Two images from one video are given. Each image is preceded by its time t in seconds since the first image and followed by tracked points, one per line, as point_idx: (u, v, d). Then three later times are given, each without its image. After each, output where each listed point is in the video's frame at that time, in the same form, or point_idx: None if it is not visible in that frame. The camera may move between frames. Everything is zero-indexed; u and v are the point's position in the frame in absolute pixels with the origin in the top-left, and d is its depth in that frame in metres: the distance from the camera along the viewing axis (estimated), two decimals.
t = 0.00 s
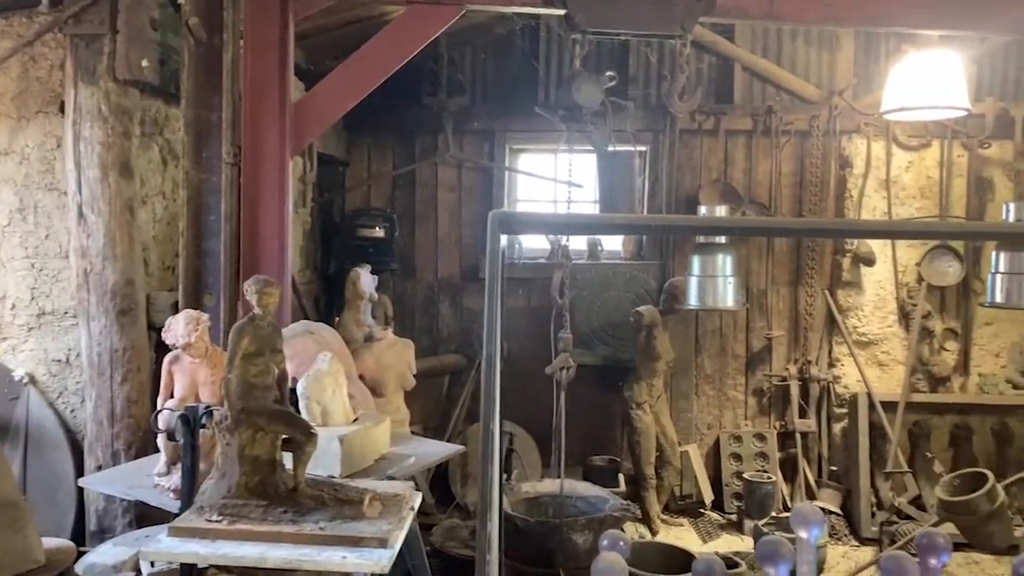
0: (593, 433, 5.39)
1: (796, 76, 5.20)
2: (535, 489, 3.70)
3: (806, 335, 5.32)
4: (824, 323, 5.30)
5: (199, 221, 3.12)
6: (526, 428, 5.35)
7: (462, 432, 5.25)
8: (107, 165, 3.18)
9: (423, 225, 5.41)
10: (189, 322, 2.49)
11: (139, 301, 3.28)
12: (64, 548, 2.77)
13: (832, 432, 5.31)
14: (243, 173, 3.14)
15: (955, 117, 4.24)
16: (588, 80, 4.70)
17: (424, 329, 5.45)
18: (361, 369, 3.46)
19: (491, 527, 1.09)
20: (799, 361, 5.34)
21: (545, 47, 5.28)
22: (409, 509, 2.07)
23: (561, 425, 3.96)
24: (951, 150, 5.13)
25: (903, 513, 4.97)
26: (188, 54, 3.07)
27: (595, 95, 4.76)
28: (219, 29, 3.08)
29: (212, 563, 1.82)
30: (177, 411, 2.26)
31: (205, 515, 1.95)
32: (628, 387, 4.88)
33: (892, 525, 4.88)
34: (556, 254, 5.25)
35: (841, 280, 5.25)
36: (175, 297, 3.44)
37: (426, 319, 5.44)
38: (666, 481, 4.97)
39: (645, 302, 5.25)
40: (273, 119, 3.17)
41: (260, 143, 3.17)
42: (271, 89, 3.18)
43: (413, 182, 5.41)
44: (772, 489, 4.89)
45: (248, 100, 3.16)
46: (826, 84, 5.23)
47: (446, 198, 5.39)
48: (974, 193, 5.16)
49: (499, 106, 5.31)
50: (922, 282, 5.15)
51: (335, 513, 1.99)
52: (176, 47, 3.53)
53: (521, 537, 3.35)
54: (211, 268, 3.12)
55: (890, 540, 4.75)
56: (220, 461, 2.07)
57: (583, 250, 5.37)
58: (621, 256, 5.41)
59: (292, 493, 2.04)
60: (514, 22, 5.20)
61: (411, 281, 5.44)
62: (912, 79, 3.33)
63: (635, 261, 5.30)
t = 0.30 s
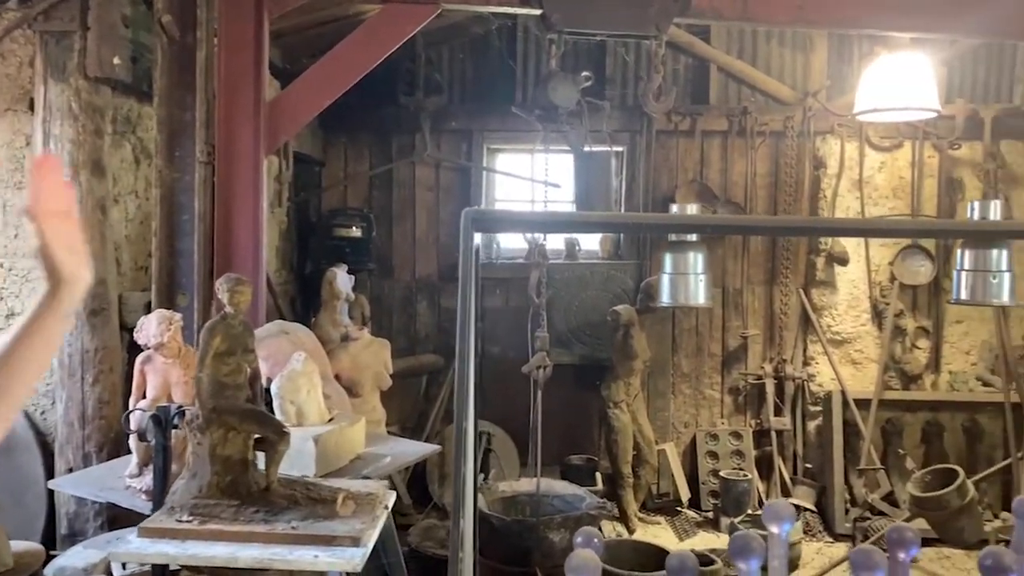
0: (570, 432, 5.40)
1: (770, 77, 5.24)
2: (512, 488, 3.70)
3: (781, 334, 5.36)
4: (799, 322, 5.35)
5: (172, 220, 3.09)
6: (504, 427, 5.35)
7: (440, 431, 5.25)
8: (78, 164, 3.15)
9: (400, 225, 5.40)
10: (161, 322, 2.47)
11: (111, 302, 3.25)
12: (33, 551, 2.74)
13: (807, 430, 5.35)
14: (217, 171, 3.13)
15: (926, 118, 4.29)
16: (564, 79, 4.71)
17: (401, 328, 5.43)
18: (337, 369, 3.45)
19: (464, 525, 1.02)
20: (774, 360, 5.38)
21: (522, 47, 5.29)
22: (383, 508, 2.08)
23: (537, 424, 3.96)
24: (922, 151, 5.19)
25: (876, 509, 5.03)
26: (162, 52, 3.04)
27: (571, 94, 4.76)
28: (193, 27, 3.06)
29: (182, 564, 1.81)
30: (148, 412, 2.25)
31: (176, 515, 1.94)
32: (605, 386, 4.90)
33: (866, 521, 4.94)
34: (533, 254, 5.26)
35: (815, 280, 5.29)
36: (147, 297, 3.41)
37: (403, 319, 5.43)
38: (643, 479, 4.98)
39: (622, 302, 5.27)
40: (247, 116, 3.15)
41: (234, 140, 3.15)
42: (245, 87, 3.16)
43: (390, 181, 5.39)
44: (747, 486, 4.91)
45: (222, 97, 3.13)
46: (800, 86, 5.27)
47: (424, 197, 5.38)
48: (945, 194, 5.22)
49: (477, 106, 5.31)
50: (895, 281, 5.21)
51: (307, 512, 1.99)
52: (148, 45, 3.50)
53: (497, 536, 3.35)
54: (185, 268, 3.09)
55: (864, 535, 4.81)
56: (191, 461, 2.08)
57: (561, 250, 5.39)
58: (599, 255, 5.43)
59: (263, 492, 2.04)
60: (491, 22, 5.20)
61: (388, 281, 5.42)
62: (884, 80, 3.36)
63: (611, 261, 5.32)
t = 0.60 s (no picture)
0: (554, 429, 5.41)
1: (752, 75, 5.26)
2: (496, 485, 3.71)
3: (763, 330, 5.40)
4: (780, 318, 5.38)
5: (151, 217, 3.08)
6: (487, 425, 5.35)
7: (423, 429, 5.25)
8: (55, 161, 3.13)
9: (383, 223, 5.39)
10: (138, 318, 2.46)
11: (89, 300, 3.23)
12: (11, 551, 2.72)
13: (789, 425, 5.38)
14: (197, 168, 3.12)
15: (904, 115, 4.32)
16: (546, 76, 4.71)
17: (384, 326, 5.42)
18: (319, 367, 3.43)
19: (438, 520, 1.02)
20: (755, 356, 5.42)
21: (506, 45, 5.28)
22: (360, 504, 2.07)
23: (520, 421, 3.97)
24: (902, 148, 5.23)
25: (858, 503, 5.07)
26: (139, 49, 2.99)
27: (553, 92, 4.76)
28: (171, 24, 3.00)
29: (155, 560, 1.80)
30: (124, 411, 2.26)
31: (150, 511, 1.94)
32: (589, 383, 4.91)
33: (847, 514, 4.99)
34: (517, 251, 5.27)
35: (797, 276, 5.32)
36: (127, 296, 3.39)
37: (387, 317, 5.42)
38: (626, 475, 5.00)
39: (606, 299, 5.27)
40: (227, 113, 3.14)
41: (213, 137, 3.13)
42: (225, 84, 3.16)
43: (374, 179, 5.38)
44: (730, 482, 4.93)
45: (201, 95, 3.12)
46: (782, 84, 5.29)
47: (407, 195, 5.38)
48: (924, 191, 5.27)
49: (460, 104, 5.31)
50: (875, 277, 5.25)
51: (284, 508, 1.99)
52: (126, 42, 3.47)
53: (479, 532, 3.35)
54: (164, 266, 3.06)
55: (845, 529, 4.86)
56: (167, 458, 2.09)
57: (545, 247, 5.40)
58: (582, 253, 5.45)
59: (239, 489, 2.06)
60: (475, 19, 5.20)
61: (372, 279, 5.41)
62: (864, 79, 3.38)
63: (595, 258, 5.34)
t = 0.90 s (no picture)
0: (536, 428, 5.42)
1: (733, 75, 5.29)
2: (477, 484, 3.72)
3: (744, 329, 5.43)
4: (761, 317, 5.42)
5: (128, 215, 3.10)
6: (470, 424, 5.35)
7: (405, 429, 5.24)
8: (30, 160, 3.11)
9: (366, 222, 5.37)
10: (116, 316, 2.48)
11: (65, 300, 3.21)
12: None
13: (770, 423, 5.41)
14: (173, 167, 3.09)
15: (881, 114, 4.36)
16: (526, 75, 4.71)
17: (366, 326, 5.41)
18: (297, 366, 3.42)
19: (405, 517, 1.02)
20: (736, 354, 5.45)
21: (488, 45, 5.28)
22: (330, 502, 2.11)
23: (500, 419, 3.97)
24: (881, 148, 5.27)
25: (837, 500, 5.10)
26: (115, 46, 3.06)
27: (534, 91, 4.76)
28: (148, 22, 3.09)
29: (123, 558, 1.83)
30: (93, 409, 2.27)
31: (119, 510, 1.97)
32: (571, 382, 4.92)
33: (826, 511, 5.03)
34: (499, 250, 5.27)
35: (777, 275, 5.35)
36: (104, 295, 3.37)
37: (369, 316, 5.41)
38: (608, 474, 5.03)
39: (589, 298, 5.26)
40: (204, 112, 3.11)
41: (190, 136, 3.10)
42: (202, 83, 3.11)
43: (356, 178, 5.37)
44: (711, 479, 4.95)
45: (178, 94, 3.09)
46: (763, 83, 5.32)
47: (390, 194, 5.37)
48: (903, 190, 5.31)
49: (443, 103, 5.31)
50: (855, 275, 5.29)
51: (252, 506, 2.02)
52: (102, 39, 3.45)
53: (459, 531, 3.35)
54: (141, 264, 3.11)
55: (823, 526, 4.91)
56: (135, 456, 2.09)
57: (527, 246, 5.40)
58: (565, 252, 5.46)
59: (208, 487, 2.08)
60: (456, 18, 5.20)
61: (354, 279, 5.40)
62: (841, 79, 3.41)
63: (577, 257, 5.35)
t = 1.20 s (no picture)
0: (519, 427, 5.43)
1: (715, 75, 5.32)
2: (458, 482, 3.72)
3: (726, 327, 5.45)
4: (743, 315, 5.44)
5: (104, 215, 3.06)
6: (452, 423, 5.35)
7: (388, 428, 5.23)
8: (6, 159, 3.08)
9: (348, 221, 5.36)
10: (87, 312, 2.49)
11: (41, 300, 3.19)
12: None
13: (752, 421, 5.44)
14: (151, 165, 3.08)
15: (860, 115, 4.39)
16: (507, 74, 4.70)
17: (349, 325, 5.40)
18: (276, 365, 3.42)
19: (373, 511, 1.07)
20: (718, 353, 5.47)
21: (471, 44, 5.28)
22: (302, 499, 2.11)
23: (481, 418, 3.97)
24: (861, 148, 5.31)
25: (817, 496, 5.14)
26: (91, 45, 2.98)
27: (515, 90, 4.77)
28: (124, 20, 3.01)
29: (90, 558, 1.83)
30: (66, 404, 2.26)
31: (86, 510, 1.96)
32: (554, 380, 4.93)
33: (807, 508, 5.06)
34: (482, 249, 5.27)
35: (758, 274, 5.38)
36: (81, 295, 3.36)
37: (352, 315, 5.40)
38: (591, 471, 5.06)
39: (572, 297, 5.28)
40: (181, 110, 3.13)
41: (167, 134, 3.13)
42: (180, 82, 3.13)
43: (338, 177, 5.36)
44: (693, 477, 4.97)
45: (155, 92, 3.11)
46: (744, 83, 5.35)
47: (373, 193, 5.36)
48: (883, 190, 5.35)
49: (425, 102, 5.31)
50: (835, 275, 5.32)
51: (223, 504, 2.02)
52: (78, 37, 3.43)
53: (438, 529, 3.35)
54: (118, 265, 3.06)
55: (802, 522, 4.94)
56: (105, 455, 2.09)
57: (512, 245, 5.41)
58: (548, 251, 5.47)
59: (178, 486, 2.07)
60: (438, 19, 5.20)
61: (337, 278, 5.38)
62: (820, 79, 3.43)
63: (561, 256, 5.35)
